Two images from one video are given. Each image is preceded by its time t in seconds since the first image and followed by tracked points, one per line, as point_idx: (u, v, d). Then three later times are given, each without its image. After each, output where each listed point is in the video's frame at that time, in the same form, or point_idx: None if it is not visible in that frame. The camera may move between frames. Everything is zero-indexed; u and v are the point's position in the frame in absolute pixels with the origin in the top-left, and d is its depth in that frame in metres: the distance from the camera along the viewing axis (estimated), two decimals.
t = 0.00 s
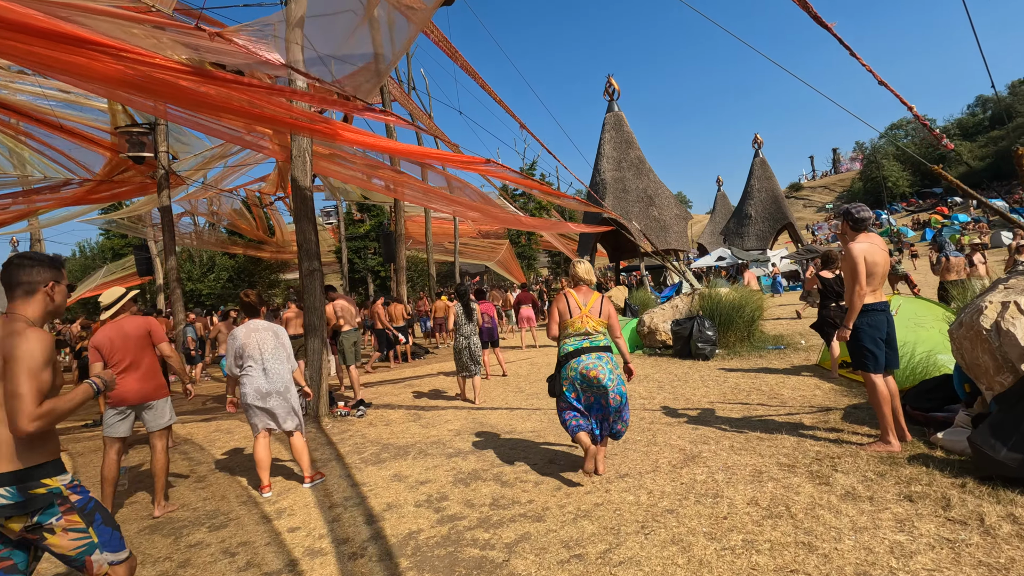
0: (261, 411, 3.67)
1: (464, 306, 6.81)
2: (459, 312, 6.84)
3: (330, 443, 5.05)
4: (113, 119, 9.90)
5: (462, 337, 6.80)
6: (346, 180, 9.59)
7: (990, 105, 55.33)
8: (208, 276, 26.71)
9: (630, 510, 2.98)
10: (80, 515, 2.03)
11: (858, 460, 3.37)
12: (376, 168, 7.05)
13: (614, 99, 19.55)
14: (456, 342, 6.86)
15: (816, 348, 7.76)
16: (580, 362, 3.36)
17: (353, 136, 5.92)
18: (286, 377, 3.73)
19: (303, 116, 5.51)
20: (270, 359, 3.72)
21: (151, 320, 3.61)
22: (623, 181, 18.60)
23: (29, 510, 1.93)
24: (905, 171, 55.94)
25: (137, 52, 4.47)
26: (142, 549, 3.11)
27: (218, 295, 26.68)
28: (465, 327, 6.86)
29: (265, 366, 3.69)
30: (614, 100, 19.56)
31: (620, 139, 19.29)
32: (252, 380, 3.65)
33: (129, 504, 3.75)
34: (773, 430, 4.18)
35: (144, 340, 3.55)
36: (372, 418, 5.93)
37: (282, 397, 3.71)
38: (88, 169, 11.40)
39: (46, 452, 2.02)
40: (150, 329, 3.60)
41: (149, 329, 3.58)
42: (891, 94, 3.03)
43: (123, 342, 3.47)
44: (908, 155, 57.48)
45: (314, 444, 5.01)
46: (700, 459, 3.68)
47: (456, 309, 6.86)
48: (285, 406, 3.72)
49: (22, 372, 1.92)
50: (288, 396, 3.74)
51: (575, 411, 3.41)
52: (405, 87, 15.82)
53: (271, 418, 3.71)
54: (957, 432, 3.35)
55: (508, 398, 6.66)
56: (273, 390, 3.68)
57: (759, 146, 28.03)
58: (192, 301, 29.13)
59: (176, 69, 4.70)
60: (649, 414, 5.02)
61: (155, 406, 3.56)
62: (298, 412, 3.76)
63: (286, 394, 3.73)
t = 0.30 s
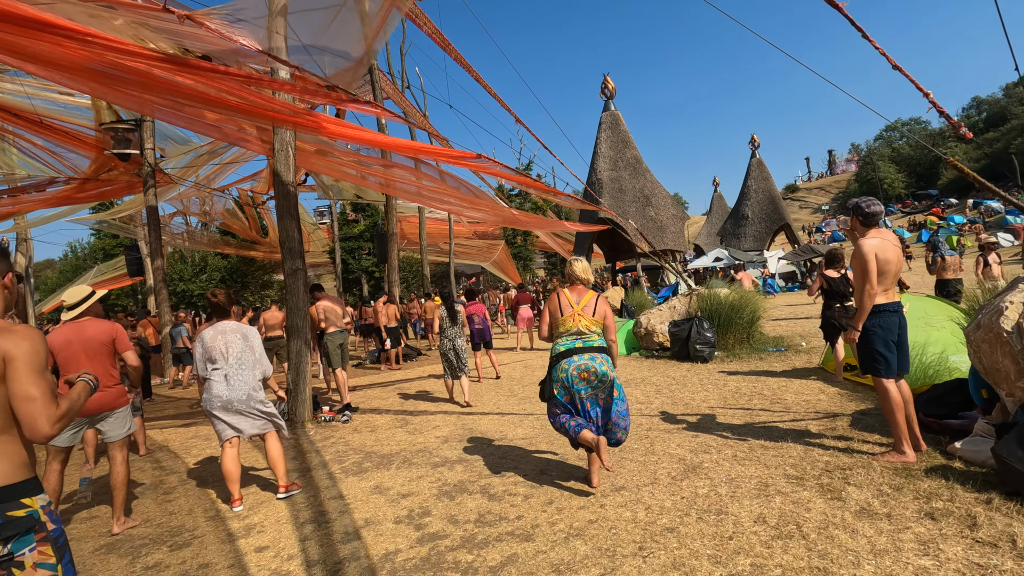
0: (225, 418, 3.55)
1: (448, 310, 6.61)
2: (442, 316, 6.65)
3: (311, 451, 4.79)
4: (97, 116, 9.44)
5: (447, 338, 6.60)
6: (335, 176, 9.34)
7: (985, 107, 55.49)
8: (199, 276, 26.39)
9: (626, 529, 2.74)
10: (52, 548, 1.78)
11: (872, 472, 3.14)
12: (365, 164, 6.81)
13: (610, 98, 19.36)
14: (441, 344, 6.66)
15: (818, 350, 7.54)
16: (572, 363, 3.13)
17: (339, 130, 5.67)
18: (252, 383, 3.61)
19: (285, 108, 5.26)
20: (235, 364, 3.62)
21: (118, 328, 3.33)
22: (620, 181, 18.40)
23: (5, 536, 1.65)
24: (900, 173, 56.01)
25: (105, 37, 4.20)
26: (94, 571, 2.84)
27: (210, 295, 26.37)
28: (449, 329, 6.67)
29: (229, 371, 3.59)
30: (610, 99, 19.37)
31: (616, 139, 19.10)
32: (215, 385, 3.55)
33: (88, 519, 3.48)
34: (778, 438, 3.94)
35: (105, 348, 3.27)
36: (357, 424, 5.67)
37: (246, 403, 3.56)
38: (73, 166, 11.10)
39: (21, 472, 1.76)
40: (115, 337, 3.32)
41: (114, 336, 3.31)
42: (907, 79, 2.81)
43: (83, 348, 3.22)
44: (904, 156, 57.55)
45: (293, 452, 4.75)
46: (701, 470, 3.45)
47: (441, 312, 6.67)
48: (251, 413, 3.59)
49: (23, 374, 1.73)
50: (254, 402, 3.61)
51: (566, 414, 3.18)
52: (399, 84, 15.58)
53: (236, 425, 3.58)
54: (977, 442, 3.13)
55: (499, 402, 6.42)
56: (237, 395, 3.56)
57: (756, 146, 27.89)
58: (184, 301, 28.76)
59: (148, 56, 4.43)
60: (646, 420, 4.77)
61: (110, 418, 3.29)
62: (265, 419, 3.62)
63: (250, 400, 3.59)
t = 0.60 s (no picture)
0: (189, 429, 3.35)
1: (430, 311, 6.47)
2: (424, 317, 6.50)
3: (289, 462, 4.54)
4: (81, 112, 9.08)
5: (429, 341, 6.44)
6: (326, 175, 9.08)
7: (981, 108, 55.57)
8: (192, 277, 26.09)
9: (621, 554, 2.50)
10: None
11: (886, 489, 2.90)
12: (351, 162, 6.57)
13: (606, 97, 19.15)
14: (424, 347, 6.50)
15: (820, 353, 7.34)
16: (571, 372, 2.86)
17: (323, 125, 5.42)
18: (215, 391, 3.41)
19: (265, 101, 5.01)
20: (198, 371, 3.41)
21: (47, 336, 3.05)
22: (616, 180, 18.18)
23: None
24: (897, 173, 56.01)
25: (66, 22, 3.94)
26: None
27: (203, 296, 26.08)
28: (432, 331, 6.48)
29: (191, 379, 3.38)
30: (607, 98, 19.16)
31: (613, 138, 18.89)
32: (177, 394, 3.35)
33: (41, 540, 3.22)
34: (782, 449, 3.70)
35: (31, 360, 2.99)
36: (341, 432, 5.42)
37: (210, 413, 3.38)
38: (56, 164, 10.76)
39: None
40: (45, 346, 3.04)
41: (43, 346, 3.03)
42: (921, 64, 2.61)
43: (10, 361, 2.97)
44: (900, 157, 57.56)
45: (270, 464, 4.49)
46: (702, 486, 3.21)
47: (424, 315, 6.53)
48: (216, 423, 3.40)
49: None
50: (218, 412, 3.41)
51: (554, 426, 2.93)
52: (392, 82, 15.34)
53: (201, 436, 3.38)
54: (998, 456, 2.91)
55: (491, 408, 6.18)
56: (200, 405, 3.36)
57: (753, 146, 27.75)
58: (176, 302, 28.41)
59: (114, 44, 4.18)
60: (643, 429, 4.53)
61: (44, 434, 3.03)
62: (232, 429, 3.43)
63: (215, 410, 3.39)
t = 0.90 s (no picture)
0: (146, 440, 3.09)
1: (415, 313, 6.29)
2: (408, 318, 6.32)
3: (260, 471, 4.28)
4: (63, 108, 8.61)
5: (415, 343, 6.24)
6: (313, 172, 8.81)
7: (978, 108, 55.58)
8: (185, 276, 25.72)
9: None
10: None
11: (896, 504, 2.67)
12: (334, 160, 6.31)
13: (603, 95, 18.94)
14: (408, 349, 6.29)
15: (820, 354, 7.11)
16: (562, 382, 2.60)
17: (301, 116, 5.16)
18: (175, 399, 3.16)
19: (239, 90, 4.75)
20: (155, 377, 3.15)
21: None
22: (612, 179, 17.96)
23: None
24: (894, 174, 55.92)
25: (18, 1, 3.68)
26: None
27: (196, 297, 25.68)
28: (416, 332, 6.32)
29: (147, 386, 3.12)
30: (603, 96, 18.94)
31: (609, 136, 18.66)
32: (131, 404, 3.07)
33: None
34: (783, 459, 3.46)
35: None
36: (320, 438, 5.17)
37: (168, 422, 3.12)
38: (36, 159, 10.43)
39: None
40: None
41: None
42: (933, 39, 2.41)
43: None
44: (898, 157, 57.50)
45: (238, 474, 4.23)
46: (696, 499, 2.97)
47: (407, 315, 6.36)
48: (176, 433, 3.14)
49: None
50: (180, 421, 3.16)
51: (538, 438, 2.67)
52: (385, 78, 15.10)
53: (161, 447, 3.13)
54: (1016, 467, 2.67)
55: (479, 412, 5.93)
56: (160, 414, 3.11)
57: (751, 144, 27.57)
58: (168, 303, 28.09)
59: (73, 26, 3.94)
60: (636, 436, 4.29)
61: None
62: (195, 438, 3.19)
63: (175, 418, 3.14)
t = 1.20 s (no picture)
0: (93, 460, 2.77)
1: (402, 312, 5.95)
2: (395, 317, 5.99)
3: (228, 487, 4.00)
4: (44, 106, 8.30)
5: (399, 343, 5.98)
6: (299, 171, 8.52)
7: (975, 109, 55.62)
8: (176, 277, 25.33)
9: None
10: None
11: (914, 532, 2.41)
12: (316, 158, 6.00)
13: (599, 94, 18.70)
14: (392, 350, 6.04)
15: (822, 358, 6.86)
16: (530, 396, 2.36)
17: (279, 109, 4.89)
18: (129, 413, 2.87)
19: (210, 81, 4.47)
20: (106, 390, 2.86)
21: None
22: (609, 178, 17.72)
23: None
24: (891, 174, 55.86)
25: None
26: None
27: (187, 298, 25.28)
28: (401, 333, 6.02)
29: (98, 400, 2.82)
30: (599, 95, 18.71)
31: (605, 135, 18.40)
32: (77, 421, 2.75)
33: None
34: (788, 476, 3.20)
35: None
36: (296, 449, 4.90)
37: (122, 439, 2.82)
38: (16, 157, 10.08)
39: None
40: None
41: None
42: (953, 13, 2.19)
43: None
44: (895, 158, 57.45)
45: (205, 490, 3.95)
46: (694, 524, 2.71)
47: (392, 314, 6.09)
48: (130, 451, 2.84)
49: None
50: (133, 439, 2.86)
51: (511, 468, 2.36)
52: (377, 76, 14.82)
53: (111, 468, 2.82)
54: None
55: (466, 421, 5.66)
56: (110, 431, 2.80)
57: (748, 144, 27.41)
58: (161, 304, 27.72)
59: (27, 9, 3.66)
60: (630, 449, 4.02)
61: None
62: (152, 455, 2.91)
63: (128, 434, 2.85)
